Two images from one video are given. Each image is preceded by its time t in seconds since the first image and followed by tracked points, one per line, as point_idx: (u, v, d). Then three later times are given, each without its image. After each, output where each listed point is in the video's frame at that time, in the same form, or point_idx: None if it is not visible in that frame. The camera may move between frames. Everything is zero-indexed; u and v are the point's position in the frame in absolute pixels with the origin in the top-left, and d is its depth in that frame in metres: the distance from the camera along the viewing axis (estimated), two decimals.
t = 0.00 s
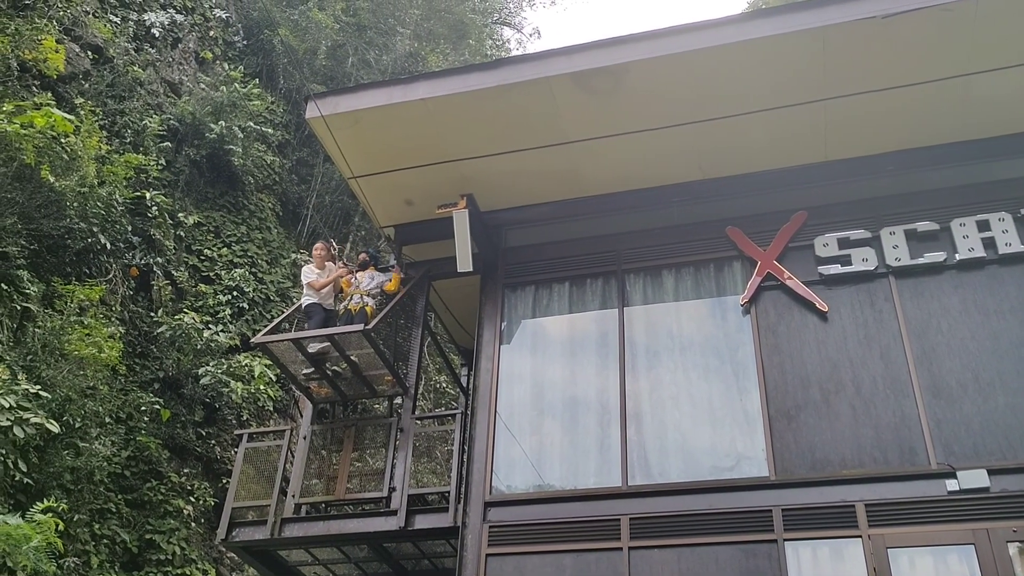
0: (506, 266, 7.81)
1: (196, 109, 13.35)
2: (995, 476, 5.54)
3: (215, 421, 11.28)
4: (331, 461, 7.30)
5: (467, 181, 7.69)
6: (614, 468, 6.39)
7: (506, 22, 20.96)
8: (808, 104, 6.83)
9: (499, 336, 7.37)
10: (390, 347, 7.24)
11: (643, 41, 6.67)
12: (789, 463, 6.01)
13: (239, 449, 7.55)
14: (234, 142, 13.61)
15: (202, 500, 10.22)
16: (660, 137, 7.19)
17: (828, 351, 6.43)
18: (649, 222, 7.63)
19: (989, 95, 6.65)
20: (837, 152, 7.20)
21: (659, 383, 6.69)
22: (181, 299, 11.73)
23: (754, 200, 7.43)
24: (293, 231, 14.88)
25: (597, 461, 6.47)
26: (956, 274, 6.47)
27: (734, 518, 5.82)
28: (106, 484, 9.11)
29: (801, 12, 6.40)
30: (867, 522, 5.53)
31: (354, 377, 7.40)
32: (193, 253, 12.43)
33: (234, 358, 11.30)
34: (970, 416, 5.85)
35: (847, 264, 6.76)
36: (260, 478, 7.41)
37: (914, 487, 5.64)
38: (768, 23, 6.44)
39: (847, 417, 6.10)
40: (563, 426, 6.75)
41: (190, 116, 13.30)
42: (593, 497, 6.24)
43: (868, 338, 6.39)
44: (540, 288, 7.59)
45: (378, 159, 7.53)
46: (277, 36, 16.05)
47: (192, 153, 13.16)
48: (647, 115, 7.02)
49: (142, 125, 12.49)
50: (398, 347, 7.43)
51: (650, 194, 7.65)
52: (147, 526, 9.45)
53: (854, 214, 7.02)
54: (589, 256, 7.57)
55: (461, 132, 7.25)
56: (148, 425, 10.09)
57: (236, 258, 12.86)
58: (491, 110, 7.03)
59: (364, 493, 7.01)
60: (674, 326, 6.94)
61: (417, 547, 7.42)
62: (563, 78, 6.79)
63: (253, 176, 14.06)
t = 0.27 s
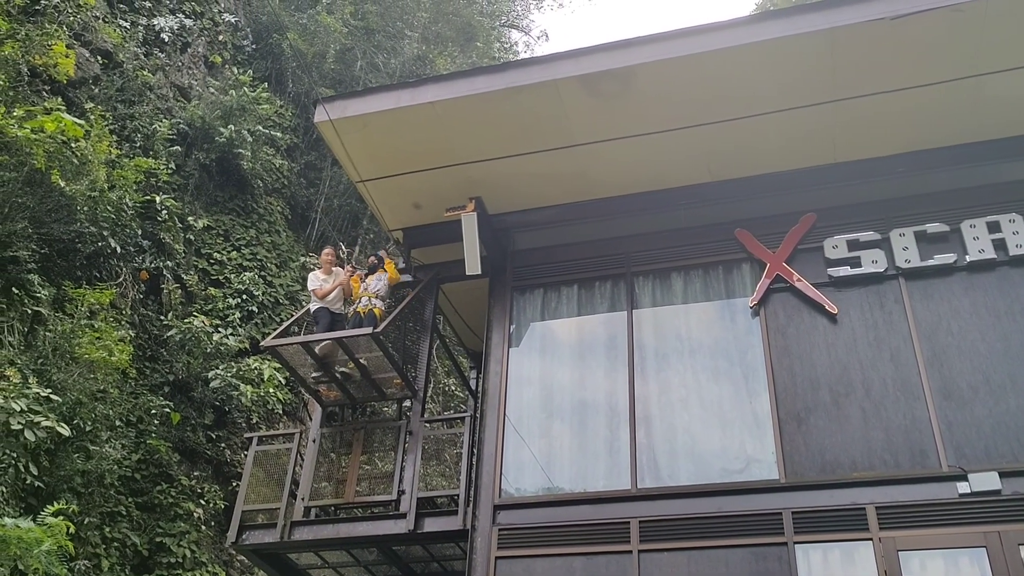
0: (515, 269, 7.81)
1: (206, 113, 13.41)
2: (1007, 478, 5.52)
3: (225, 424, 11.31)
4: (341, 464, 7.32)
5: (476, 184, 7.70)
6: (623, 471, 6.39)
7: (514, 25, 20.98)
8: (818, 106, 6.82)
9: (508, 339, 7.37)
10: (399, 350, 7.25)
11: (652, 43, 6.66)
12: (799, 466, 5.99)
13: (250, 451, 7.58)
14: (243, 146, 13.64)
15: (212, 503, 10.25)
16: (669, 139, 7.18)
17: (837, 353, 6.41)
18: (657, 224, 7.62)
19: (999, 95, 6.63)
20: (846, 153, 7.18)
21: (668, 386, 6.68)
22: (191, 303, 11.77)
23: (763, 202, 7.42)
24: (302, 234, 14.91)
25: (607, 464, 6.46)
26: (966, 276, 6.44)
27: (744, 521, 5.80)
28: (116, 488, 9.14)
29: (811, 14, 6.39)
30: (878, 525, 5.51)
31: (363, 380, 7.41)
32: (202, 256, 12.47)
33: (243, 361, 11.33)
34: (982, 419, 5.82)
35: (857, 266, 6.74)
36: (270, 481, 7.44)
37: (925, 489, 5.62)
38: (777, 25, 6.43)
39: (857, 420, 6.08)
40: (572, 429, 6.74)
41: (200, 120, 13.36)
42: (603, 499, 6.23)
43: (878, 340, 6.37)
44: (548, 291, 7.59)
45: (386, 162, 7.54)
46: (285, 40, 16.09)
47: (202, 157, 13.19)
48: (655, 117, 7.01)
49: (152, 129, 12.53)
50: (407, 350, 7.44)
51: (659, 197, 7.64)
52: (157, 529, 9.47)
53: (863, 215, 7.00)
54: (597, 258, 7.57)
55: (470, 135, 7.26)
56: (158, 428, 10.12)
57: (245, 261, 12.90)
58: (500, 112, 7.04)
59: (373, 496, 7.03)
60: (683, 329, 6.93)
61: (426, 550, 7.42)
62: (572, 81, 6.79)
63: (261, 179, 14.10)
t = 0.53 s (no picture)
0: (525, 271, 7.81)
1: (217, 116, 13.47)
2: (1020, 480, 5.48)
3: (236, 426, 11.35)
4: (351, 465, 7.33)
5: (486, 187, 7.71)
6: (634, 473, 6.38)
7: (523, 26, 20.99)
8: (828, 106, 6.79)
9: (518, 341, 7.37)
10: (409, 352, 7.26)
11: (662, 45, 6.65)
12: (810, 468, 5.97)
13: (261, 453, 7.65)
14: (254, 149, 13.68)
15: (223, 505, 10.29)
16: (679, 141, 7.17)
17: (849, 355, 6.39)
18: (667, 226, 7.61)
19: (1012, 95, 6.59)
20: (857, 154, 7.15)
21: (678, 388, 6.67)
22: (202, 305, 11.82)
23: (773, 203, 7.40)
24: (313, 236, 14.96)
25: (617, 466, 6.45)
26: (979, 277, 6.41)
27: (755, 524, 5.79)
28: (128, 489, 9.19)
29: (821, 14, 6.36)
30: (890, 527, 5.49)
31: (374, 382, 7.43)
32: (214, 259, 12.52)
33: (255, 363, 11.37)
34: (995, 421, 5.79)
35: (868, 267, 6.72)
36: (281, 484, 7.48)
37: (938, 492, 5.59)
38: (787, 26, 6.41)
39: (869, 422, 6.05)
40: (582, 431, 6.74)
41: (211, 123, 13.42)
42: (613, 502, 6.23)
43: (889, 341, 6.34)
44: (558, 293, 7.59)
45: (396, 165, 7.56)
46: (296, 43, 16.08)
47: (213, 160, 13.24)
48: (665, 119, 7.00)
49: (163, 132, 12.60)
50: (417, 352, 7.45)
51: (669, 198, 7.63)
52: (169, 531, 9.51)
53: (874, 216, 6.97)
54: (607, 260, 7.57)
55: (479, 137, 7.27)
56: (170, 430, 10.16)
57: (256, 264, 12.95)
58: (510, 115, 7.04)
59: (383, 498, 7.08)
60: (693, 330, 6.92)
61: (436, 552, 7.43)
62: (581, 82, 6.79)
63: (272, 182, 14.16)
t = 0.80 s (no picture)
0: (536, 269, 7.81)
1: (229, 116, 13.55)
2: None
3: (249, 425, 11.38)
4: (364, 464, 7.35)
5: (497, 185, 7.71)
6: (646, 471, 6.37)
7: (533, 24, 20.97)
8: (841, 103, 6.77)
9: (530, 339, 7.37)
10: (420, 350, 7.27)
11: (673, 42, 6.64)
12: (823, 466, 5.95)
13: (273, 452, 7.64)
14: (265, 149, 13.71)
15: (236, 503, 10.32)
16: (690, 138, 7.15)
17: (862, 352, 6.36)
18: (679, 224, 7.60)
19: None
20: (869, 151, 7.12)
21: (691, 385, 6.65)
22: (215, 304, 11.87)
23: (785, 200, 7.37)
24: (325, 235, 15.00)
25: (630, 464, 6.45)
26: (993, 273, 6.37)
27: (768, 522, 5.77)
28: (142, 488, 9.24)
29: (833, 11, 6.34)
30: (905, 525, 5.47)
31: (386, 381, 7.45)
32: (226, 259, 12.57)
33: (267, 362, 11.41)
34: (1010, 417, 5.75)
35: (881, 264, 6.69)
36: (294, 482, 7.49)
37: (953, 489, 5.56)
38: (799, 22, 6.38)
39: (883, 420, 6.03)
40: (595, 429, 6.73)
41: (223, 124, 13.50)
42: (626, 499, 6.22)
43: (903, 339, 6.31)
44: (570, 291, 7.58)
45: (407, 164, 7.57)
46: (307, 43, 16.22)
47: (225, 160, 13.28)
48: (676, 116, 6.99)
49: (175, 133, 12.65)
50: (429, 351, 7.46)
51: (680, 196, 7.62)
52: (182, 529, 9.55)
53: (887, 213, 6.94)
54: (618, 258, 7.56)
55: (490, 136, 7.27)
56: (183, 429, 10.21)
57: (268, 263, 12.98)
58: (521, 113, 7.04)
59: (397, 496, 7.06)
60: (705, 328, 6.91)
61: (449, 550, 7.44)
62: (592, 80, 6.78)
63: (284, 181, 14.21)
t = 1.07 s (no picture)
0: (548, 267, 7.80)
1: (240, 117, 13.63)
2: None
3: (262, 424, 11.36)
4: (377, 463, 7.37)
5: (509, 183, 7.71)
6: (660, 469, 6.35)
7: (544, 22, 20.93)
8: (853, 98, 6.73)
9: (542, 337, 7.36)
10: (433, 349, 7.27)
11: (684, 38, 6.63)
12: (838, 463, 5.92)
13: (287, 451, 7.65)
14: (277, 148, 13.76)
15: (251, 502, 10.34)
16: (701, 134, 7.13)
17: (877, 349, 6.33)
18: (690, 220, 7.57)
19: None
20: (882, 146, 7.08)
21: (704, 382, 6.63)
22: (228, 304, 11.92)
23: (798, 196, 7.34)
24: (337, 235, 15.03)
25: (643, 462, 6.44)
26: (1009, 268, 6.32)
27: (783, 519, 5.75)
28: (157, 487, 9.29)
29: (845, 5, 6.31)
30: (921, 522, 5.43)
31: (399, 379, 7.46)
32: (239, 258, 12.62)
33: (280, 362, 11.44)
34: None
35: (896, 259, 6.65)
36: (307, 481, 7.51)
37: (969, 486, 5.53)
38: (810, 17, 6.35)
39: (897, 416, 6.00)
40: (608, 427, 6.73)
41: (234, 124, 13.57)
42: (640, 497, 6.21)
43: (918, 335, 6.27)
44: (582, 289, 7.57)
45: (419, 163, 7.58)
46: (319, 43, 16.26)
47: (236, 160, 13.34)
48: (688, 112, 6.97)
49: (188, 133, 12.71)
50: (442, 349, 7.47)
51: (692, 192, 7.60)
52: (197, 528, 9.59)
53: (901, 208, 6.90)
54: (629, 255, 7.55)
55: (501, 134, 7.27)
56: (197, 429, 10.26)
57: (280, 263, 13.02)
58: (531, 111, 7.04)
59: (410, 495, 7.06)
60: (719, 325, 6.89)
61: (463, 548, 7.44)
62: (603, 77, 6.77)
63: (296, 181, 14.27)
